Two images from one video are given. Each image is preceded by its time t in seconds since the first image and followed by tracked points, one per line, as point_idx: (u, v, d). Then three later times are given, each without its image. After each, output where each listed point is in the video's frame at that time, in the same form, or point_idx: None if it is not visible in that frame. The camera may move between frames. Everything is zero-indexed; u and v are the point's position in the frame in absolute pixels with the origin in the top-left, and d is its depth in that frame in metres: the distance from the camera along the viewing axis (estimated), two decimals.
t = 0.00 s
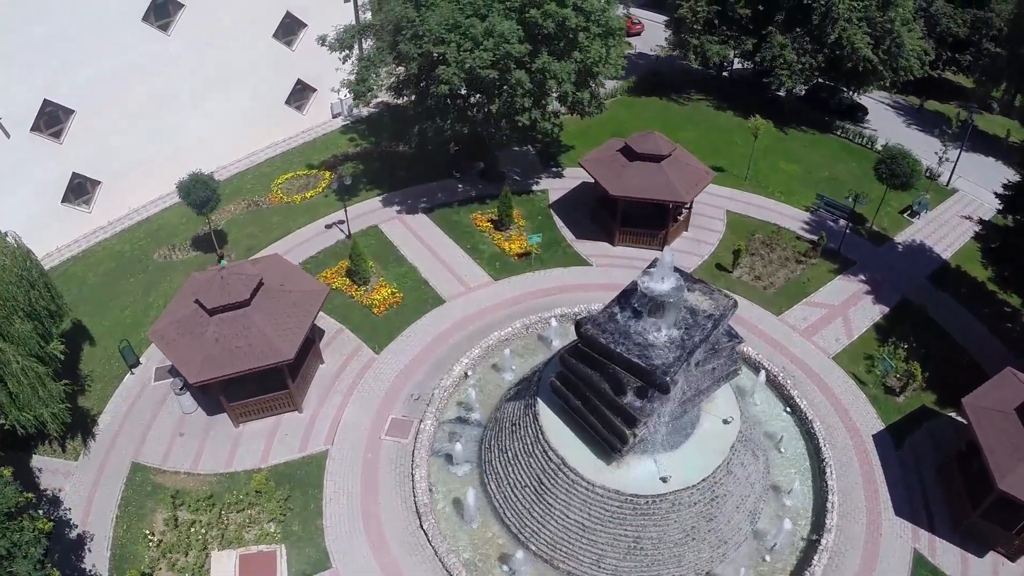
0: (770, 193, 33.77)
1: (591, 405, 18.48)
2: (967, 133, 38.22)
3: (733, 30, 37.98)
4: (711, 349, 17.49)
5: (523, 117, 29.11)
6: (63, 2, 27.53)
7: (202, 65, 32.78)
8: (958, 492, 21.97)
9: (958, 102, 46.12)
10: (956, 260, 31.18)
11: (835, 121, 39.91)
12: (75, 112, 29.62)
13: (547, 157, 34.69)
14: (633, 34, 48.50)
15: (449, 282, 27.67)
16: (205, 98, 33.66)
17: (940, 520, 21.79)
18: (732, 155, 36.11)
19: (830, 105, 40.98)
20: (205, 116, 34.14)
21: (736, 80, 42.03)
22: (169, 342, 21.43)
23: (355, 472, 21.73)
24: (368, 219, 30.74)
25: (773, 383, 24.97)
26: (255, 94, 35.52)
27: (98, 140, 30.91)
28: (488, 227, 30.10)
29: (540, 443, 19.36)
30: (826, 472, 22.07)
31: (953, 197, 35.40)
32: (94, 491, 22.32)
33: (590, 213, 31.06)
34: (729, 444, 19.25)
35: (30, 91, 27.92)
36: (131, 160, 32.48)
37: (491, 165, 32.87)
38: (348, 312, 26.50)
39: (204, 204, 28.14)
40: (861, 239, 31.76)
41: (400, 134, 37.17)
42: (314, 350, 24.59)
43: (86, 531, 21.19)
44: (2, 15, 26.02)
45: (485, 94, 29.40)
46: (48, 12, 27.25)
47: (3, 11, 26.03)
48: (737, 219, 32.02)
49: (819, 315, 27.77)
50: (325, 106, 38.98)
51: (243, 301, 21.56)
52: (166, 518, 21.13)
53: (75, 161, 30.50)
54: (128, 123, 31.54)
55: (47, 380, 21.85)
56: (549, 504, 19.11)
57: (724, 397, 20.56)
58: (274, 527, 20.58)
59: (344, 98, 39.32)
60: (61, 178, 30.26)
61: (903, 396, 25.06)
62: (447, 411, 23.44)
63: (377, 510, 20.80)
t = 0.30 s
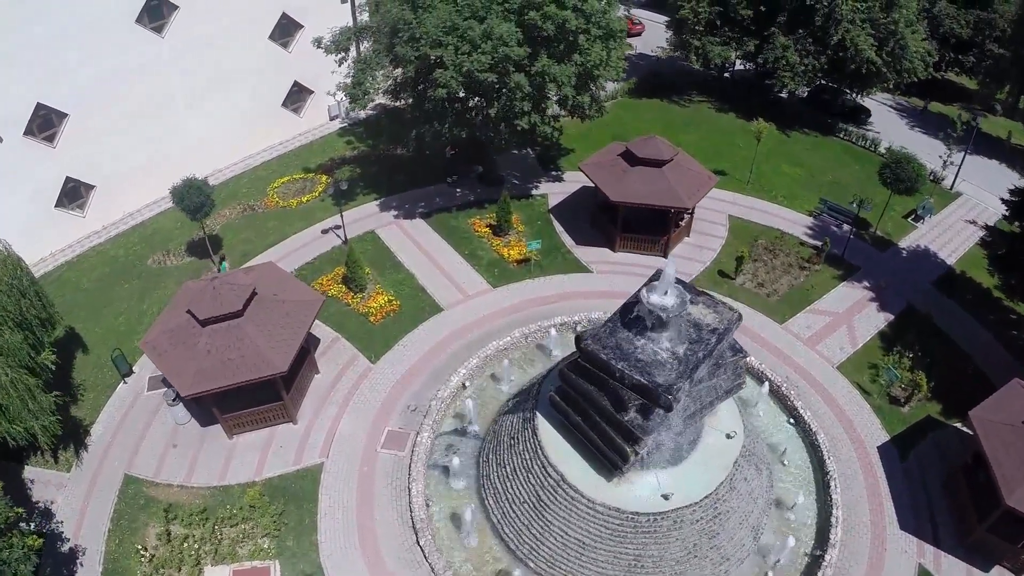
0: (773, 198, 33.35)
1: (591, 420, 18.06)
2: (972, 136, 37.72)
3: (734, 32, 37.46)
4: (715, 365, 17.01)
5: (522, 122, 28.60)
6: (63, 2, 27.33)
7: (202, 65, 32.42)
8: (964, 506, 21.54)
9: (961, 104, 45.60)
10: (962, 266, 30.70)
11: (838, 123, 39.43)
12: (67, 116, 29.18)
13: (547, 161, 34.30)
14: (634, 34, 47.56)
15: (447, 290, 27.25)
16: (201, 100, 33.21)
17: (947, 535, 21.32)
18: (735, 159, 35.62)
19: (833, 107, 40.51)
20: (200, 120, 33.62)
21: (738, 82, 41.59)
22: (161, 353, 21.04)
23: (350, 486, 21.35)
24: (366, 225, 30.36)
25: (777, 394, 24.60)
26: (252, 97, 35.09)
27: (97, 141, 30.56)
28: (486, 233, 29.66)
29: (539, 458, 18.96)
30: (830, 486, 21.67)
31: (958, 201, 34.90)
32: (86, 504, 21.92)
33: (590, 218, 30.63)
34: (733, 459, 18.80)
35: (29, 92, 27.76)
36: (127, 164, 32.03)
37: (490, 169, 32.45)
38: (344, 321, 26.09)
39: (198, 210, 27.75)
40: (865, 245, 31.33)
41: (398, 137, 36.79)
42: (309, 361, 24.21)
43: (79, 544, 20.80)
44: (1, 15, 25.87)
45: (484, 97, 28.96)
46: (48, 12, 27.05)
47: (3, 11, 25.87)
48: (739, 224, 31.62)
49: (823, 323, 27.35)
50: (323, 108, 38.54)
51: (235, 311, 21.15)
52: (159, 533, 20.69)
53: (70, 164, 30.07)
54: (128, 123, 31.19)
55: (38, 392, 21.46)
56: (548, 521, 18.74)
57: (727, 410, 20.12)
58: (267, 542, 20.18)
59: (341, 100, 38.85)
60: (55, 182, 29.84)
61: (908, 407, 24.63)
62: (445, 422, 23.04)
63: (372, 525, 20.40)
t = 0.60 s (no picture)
0: (775, 202, 32.99)
1: (591, 434, 17.76)
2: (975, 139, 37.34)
3: (737, 33, 37.09)
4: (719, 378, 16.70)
5: (521, 126, 28.18)
6: (63, 2, 27.11)
7: (202, 66, 32.14)
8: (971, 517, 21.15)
9: (964, 106, 45.28)
10: (966, 272, 30.31)
11: (841, 126, 39.04)
12: (62, 119, 28.77)
13: (547, 165, 33.95)
14: (633, 37, 47.27)
15: (445, 297, 26.91)
16: (198, 103, 32.86)
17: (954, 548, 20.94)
18: (737, 163, 35.25)
19: (836, 109, 40.11)
20: (197, 124, 33.28)
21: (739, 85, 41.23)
22: (154, 363, 20.73)
23: (346, 497, 21.04)
24: (364, 230, 30.02)
25: (780, 404, 24.27)
26: (250, 100, 34.76)
27: (97, 141, 30.23)
28: (485, 238, 29.32)
29: (538, 472, 18.66)
30: (835, 497, 21.32)
31: (962, 205, 34.53)
32: (79, 514, 21.59)
33: (590, 223, 30.28)
34: (736, 473, 18.48)
35: (27, 93, 27.42)
36: (123, 167, 31.65)
37: (490, 173, 32.12)
38: (340, 329, 25.76)
39: (193, 215, 27.41)
40: (868, 250, 30.98)
41: (396, 141, 36.46)
42: (306, 370, 23.92)
43: (72, 556, 20.49)
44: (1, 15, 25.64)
45: (484, 101, 28.58)
46: (48, 12, 26.83)
47: (3, 11, 25.64)
48: (741, 229, 31.28)
49: (826, 330, 27.01)
50: (321, 111, 38.19)
51: (229, 321, 20.84)
52: (153, 545, 20.33)
53: (65, 168, 29.68)
54: (128, 124, 30.84)
55: (31, 402, 21.13)
56: (547, 536, 18.42)
57: (730, 421, 19.78)
58: (262, 555, 19.84)
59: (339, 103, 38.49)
60: (50, 186, 29.45)
61: (913, 416, 24.27)
62: (443, 432, 22.73)
63: (369, 538, 20.07)
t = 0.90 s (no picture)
0: (777, 206, 32.68)
1: (591, 447, 17.47)
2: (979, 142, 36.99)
3: (738, 35, 36.79)
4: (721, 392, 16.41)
5: (518, 130, 27.77)
6: (63, 2, 26.87)
7: (202, 67, 31.89)
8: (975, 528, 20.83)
9: (965, 107, 44.96)
10: (970, 277, 29.98)
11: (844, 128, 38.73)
12: (57, 122, 28.41)
13: (546, 168, 33.64)
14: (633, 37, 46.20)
15: (444, 303, 26.62)
16: (195, 105, 32.53)
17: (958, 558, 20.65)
18: (738, 166, 34.91)
19: (838, 111, 39.77)
20: (195, 126, 32.96)
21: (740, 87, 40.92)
22: (148, 371, 20.46)
23: (342, 507, 20.78)
24: (362, 235, 29.73)
25: (783, 412, 23.99)
26: (248, 102, 34.44)
27: (96, 142, 29.94)
28: (484, 243, 29.02)
29: (538, 484, 18.37)
30: (838, 508, 21.04)
31: (965, 208, 34.20)
32: (74, 524, 21.33)
33: (590, 227, 30.00)
34: (738, 485, 18.20)
35: (23, 95, 27.11)
36: (120, 170, 31.32)
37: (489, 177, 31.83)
38: (337, 336, 25.47)
39: (189, 220, 27.10)
40: (871, 254, 30.68)
41: (395, 144, 36.15)
42: (302, 378, 23.65)
43: (65, 567, 20.23)
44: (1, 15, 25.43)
45: (483, 104, 28.22)
46: (48, 12, 26.59)
47: (3, 11, 25.43)
48: (743, 234, 30.99)
49: (828, 337, 26.72)
50: (319, 113, 37.85)
51: (223, 330, 20.56)
52: (147, 556, 20.03)
53: (62, 171, 29.32)
54: (127, 124, 30.53)
55: (25, 411, 20.85)
56: (546, 548, 18.15)
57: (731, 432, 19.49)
58: (257, 566, 19.55)
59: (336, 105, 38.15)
60: (46, 189, 29.12)
61: (916, 424, 23.96)
62: (441, 441, 22.44)
63: (365, 550, 19.78)
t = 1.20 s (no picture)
0: (779, 208, 32.38)
1: (590, 456, 17.19)
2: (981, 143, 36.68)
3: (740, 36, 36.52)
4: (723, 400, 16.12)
5: (519, 130, 27.44)
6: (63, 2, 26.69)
7: (200, 68, 31.70)
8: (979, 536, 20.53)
9: (968, 108, 44.66)
10: (973, 280, 29.68)
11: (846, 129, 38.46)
12: (53, 124, 28.16)
13: (545, 170, 33.39)
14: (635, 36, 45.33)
15: (442, 307, 26.37)
16: (193, 106, 32.30)
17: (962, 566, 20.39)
18: (739, 168, 34.63)
19: (840, 112, 39.47)
20: (194, 126, 32.76)
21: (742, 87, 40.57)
22: (142, 377, 20.20)
23: (338, 515, 20.51)
24: (360, 237, 29.47)
25: (785, 418, 23.72)
26: (246, 102, 34.22)
27: (94, 143, 29.72)
28: (483, 246, 28.75)
29: (536, 493, 18.11)
30: (841, 515, 20.76)
31: (968, 210, 33.91)
32: (68, 530, 21.07)
33: (589, 230, 29.75)
34: (739, 494, 17.94)
35: (19, 96, 26.85)
36: (117, 171, 31.07)
37: (488, 179, 31.58)
38: (334, 340, 25.24)
39: (185, 222, 26.86)
40: (873, 257, 30.43)
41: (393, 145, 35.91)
42: (298, 383, 23.41)
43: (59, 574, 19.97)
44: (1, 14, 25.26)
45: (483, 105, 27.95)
46: (48, 12, 26.42)
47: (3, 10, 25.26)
48: (744, 236, 30.70)
49: (830, 341, 26.45)
50: (317, 114, 37.64)
51: (218, 335, 20.29)
52: (141, 563, 19.77)
53: (58, 172, 29.09)
54: (127, 124, 30.36)
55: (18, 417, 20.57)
56: (545, 558, 17.90)
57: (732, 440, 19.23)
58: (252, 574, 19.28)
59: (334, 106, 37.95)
60: (42, 190, 28.85)
61: (919, 430, 23.66)
62: (438, 448, 22.20)
63: (360, 558, 19.51)
